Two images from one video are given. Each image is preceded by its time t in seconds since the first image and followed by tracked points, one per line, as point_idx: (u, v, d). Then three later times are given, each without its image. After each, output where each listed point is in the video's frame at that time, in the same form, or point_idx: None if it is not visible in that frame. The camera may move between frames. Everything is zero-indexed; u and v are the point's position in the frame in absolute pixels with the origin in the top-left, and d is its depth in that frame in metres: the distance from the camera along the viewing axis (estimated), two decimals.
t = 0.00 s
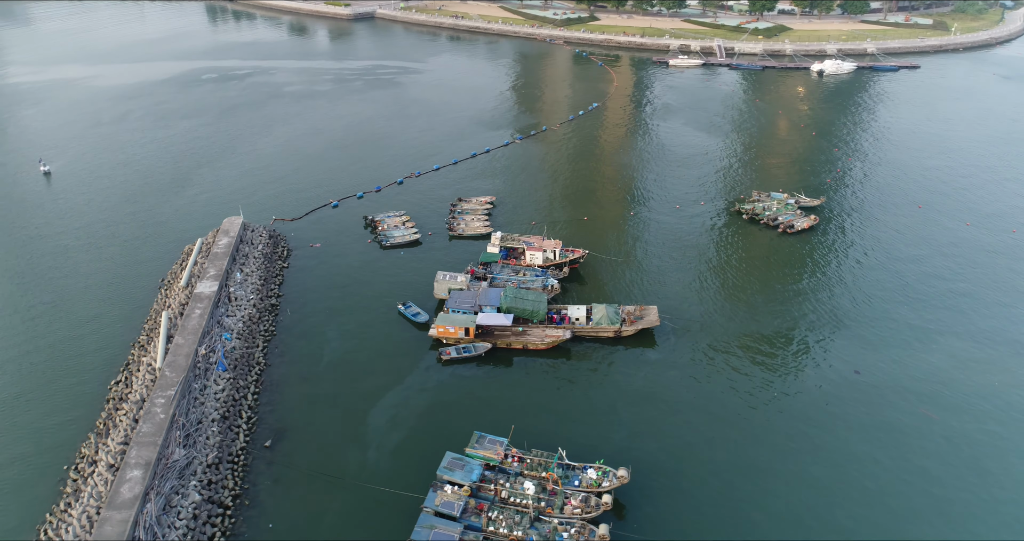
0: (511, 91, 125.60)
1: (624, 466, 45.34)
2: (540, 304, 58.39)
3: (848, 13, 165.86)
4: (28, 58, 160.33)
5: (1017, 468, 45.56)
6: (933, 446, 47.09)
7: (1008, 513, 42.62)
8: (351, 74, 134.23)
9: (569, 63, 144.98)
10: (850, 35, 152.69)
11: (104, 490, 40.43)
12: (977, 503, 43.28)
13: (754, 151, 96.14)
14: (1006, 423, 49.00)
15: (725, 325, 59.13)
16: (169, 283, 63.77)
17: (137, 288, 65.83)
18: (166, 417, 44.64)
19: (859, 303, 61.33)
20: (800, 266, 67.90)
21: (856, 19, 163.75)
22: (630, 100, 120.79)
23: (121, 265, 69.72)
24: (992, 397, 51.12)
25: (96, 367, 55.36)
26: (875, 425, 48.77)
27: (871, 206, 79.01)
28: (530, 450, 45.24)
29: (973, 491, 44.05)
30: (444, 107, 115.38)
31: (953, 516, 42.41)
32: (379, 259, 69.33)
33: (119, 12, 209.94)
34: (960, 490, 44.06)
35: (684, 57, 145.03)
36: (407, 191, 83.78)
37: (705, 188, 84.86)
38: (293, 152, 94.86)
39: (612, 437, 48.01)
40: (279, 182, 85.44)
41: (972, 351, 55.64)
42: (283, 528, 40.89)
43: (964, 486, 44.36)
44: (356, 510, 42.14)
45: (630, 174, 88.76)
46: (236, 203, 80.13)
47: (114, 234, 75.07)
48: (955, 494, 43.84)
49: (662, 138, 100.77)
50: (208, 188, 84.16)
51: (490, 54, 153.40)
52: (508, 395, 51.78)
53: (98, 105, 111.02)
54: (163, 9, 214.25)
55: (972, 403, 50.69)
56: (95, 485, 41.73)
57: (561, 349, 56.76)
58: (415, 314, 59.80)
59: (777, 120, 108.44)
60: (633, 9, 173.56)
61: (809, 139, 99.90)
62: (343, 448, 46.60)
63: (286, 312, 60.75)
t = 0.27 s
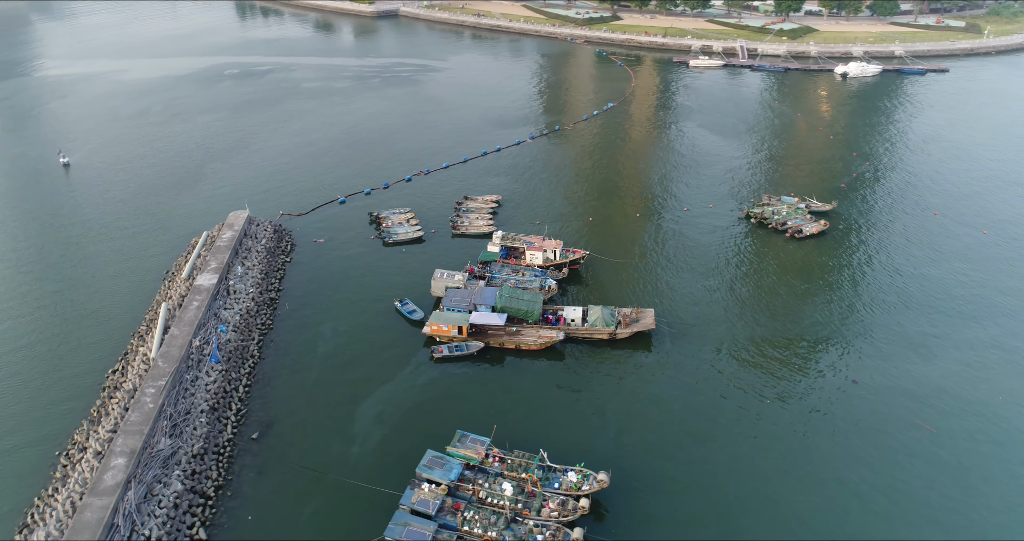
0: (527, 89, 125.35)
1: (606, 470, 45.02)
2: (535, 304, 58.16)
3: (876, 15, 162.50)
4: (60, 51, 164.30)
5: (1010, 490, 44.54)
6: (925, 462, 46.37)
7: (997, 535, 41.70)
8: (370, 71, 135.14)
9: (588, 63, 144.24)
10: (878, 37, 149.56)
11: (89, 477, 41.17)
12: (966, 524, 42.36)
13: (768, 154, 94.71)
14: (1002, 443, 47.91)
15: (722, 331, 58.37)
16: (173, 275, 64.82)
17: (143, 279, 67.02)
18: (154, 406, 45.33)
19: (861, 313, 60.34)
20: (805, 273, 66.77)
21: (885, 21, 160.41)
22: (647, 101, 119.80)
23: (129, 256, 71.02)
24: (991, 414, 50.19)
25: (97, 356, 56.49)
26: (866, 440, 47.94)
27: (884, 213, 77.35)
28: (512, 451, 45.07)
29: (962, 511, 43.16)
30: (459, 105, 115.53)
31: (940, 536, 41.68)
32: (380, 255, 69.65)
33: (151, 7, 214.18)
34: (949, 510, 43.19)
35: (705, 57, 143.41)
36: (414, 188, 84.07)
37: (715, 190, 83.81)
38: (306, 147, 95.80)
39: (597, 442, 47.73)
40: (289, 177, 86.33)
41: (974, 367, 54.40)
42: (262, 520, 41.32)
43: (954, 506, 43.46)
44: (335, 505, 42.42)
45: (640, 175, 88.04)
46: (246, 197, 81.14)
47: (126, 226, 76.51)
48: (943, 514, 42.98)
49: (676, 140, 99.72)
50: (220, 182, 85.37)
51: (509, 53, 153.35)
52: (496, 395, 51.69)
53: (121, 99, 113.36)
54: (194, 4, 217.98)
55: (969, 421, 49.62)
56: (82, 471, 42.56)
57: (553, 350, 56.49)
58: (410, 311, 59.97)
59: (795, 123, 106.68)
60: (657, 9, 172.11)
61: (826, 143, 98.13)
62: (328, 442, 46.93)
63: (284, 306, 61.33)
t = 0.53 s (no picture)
0: (546, 89, 125.01)
1: (590, 474, 44.71)
2: (532, 304, 57.91)
3: (910, 17, 158.73)
4: (95, 45, 168.54)
5: (1008, 509, 43.12)
6: (921, 476, 45.10)
7: None
8: (392, 69, 136.02)
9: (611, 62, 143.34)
10: (910, 40, 146.05)
11: (78, 462, 42.07)
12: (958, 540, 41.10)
13: (786, 157, 93.12)
14: (1003, 460, 46.45)
15: (722, 337, 57.49)
16: (180, 266, 65.98)
17: (152, 270, 68.30)
18: (146, 395, 46.16)
19: (867, 323, 58.98)
20: (812, 280, 65.51)
21: (918, 24, 156.60)
22: (667, 101, 118.63)
23: (141, 247, 72.44)
24: (994, 429, 48.81)
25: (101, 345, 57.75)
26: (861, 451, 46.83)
27: (901, 220, 75.52)
28: (496, 450, 44.92)
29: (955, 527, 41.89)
30: (477, 103, 115.65)
31: None
32: (384, 251, 70.02)
33: (186, 3, 218.52)
34: (942, 526, 41.96)
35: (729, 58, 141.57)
36: (424, 186, 84.36)
37: (727, 193, 82.63)
38: (321, 143, 96.75)
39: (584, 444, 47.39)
40: (303, 172, 87.27)
41: (980, 381, 52.85)
42: (245, 510, 41.82)
43: (947, 522, 42.19)
44: (317, 499, 42.77)
45: (652, 177, 87.18)
46: (258, 191, 82.23)
47: (141, 217, 78.08)
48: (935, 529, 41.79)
49: (692, 141, 98.56)
50: (235, 175, 86.68)
51: (532, 52, 153.08)
52: (487, 394, 51.61)
53: (147, 93, 115.77)
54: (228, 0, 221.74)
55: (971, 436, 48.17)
56: (73, 456, 43.53)
57: (549, 351, 56.22)
58: (409, 307, 60.14)
59: (817, 127, 104.71)
60: (684, 9, 170.37)
61: (847, 147, 96.14)
62: (315, 436, 47.29)
63: (285, 299, 62.00)
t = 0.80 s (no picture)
0: (565, 88, 124.51)
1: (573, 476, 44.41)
2: (528, 304, 57.69)
3: (943, 19, 154.74)
4: (128, 39, 172.42)
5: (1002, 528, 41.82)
6: (914, 490, 43.95)
7: None
8: (413, 66, 136.70)
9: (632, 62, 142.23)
10: (941, 42, 142.34)
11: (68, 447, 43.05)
12: None
13: (802, 160, 91.44)
14: (1002, 477, 45.03)
15: (720, 342, 56.66)
16: (187, 258, 67.12)
17: (161, 262, 69.59)
18: (139, 384, 47.03)
19: (871, 332, 57.64)
20: (819, 285, 64.20)
21: (952, 26, 152.58)
22: (686, 102, 117.30)
23: (153, 238, 73.86)
24: (995, 444, 47.31)
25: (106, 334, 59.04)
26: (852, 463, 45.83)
27: (917, 228, 73.67)
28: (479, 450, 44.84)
29: None
30: (494, 102, 115.66)
31: None
32: (388, 247, 70.37)
33: None
34: None
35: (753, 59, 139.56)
36: (433, 183, 84.59)
37: (739, 196, 81.41)
38: (336, 139, 97.63)
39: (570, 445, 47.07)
40: (315, 168, 88.12)
41: (984, 394, 51.30)
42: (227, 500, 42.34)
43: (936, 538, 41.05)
44: (299, 491, 43.12)
45: (663, 178, 86.27)
46: (270, 186, 83.27)
47: (155, 209, 79.58)
48: None
49: (708, 142, 97.27)
50: (249, 170, 87.88)
51: (554, 51, 152.62)
52: (477, 393, 51.56)
53: (171, 87, 118.03)
54: None
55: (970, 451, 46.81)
56: (65, 441, 44.56)
57: (543, 351, 55.95)
58: (407, 304, 60.34)
59: (837, 130, 102.64)
60: (710, 9, 168.37)
61: (867, 151, 94.07)
62: (303, 428, 47.67)
63: (286, 293, 62.64)
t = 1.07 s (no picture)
0: (582, 88, 123.95)
1: (555, 477, 44.17)
2: (523, 303, 57.57)
3: (975, 22, 150.84)
4: (158, 34, 175.90)
5: None
6: (904, 503, 42.84)
7: None
8: (431, 64, 137.27)
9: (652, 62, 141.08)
10: (971, 46, 138.73)
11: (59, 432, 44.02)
12: None
13: (817, 164, 89.76)
14: (998, 493, 43.65)
15: (715, 346, 55.90)
16: (192, 251, 68.22)
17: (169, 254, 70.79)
18: (131, 373, 47.88)
19: (873, 340, 56.37)
20: (822, 291, 62.98)
21: (984, 29, 148.65)
22: (703, 103, 115.93)
23: (163, 231, 75.15)
24: (992, 459, 45.91)
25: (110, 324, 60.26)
26: (841, 472, 44.88)
27: (929, 235, 71.89)
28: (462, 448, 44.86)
29: None
30: (509, 100, 115.59)
31: None
32: (390, 244, 70.69)
33: None
34: None
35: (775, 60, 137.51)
36: (441, 181, 84.79)
37: (748, 199, 80.25)
38: (349, 136, 98.40)
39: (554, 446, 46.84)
40: (326, 164, 88.91)
41: (984, 406, 49.87)
42: (210, 490, 42.90)
43: None
44: (281, 482, 43.52)
45: (672, 180, 85.35)
46: (280, 181, 84.21)
47: (167, 202, 80.97)
48: None
49: (721, 145, 96.04)
50: (262, 165, 88.98)
51: (574, 50, 152.02)
52: (466, 392, 51.57)
53: (193, 82, 120.08)
54: None
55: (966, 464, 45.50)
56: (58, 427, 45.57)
57: (535, 352, 55.75)
58: (403, 301, 60.59)
59: (856, 134, 100.59)
60: (735, 10, 166.33)
61: (885, 156, 92.03)
62: (290, 421, 48.12)
63: (286, 287, 63.26)
